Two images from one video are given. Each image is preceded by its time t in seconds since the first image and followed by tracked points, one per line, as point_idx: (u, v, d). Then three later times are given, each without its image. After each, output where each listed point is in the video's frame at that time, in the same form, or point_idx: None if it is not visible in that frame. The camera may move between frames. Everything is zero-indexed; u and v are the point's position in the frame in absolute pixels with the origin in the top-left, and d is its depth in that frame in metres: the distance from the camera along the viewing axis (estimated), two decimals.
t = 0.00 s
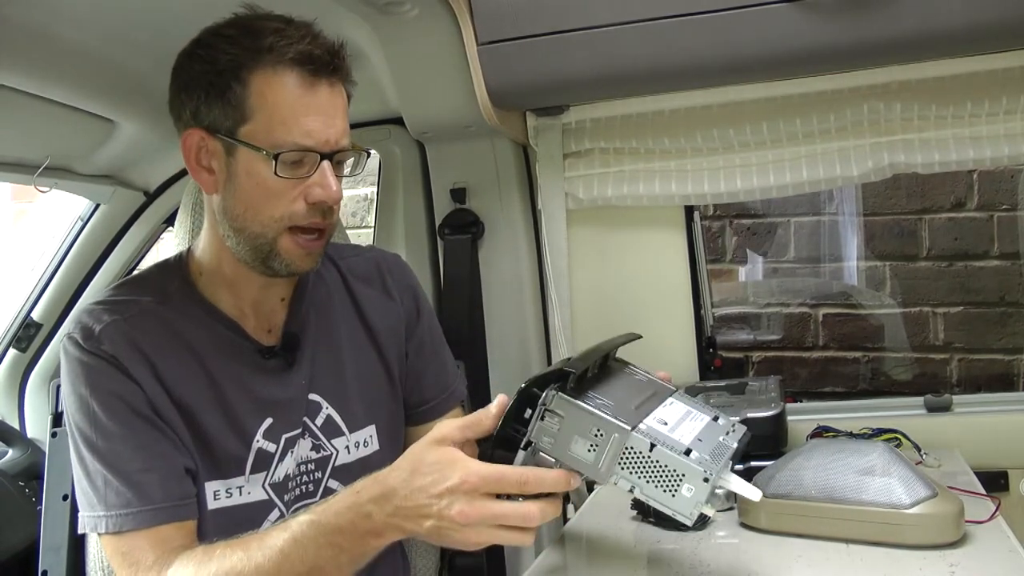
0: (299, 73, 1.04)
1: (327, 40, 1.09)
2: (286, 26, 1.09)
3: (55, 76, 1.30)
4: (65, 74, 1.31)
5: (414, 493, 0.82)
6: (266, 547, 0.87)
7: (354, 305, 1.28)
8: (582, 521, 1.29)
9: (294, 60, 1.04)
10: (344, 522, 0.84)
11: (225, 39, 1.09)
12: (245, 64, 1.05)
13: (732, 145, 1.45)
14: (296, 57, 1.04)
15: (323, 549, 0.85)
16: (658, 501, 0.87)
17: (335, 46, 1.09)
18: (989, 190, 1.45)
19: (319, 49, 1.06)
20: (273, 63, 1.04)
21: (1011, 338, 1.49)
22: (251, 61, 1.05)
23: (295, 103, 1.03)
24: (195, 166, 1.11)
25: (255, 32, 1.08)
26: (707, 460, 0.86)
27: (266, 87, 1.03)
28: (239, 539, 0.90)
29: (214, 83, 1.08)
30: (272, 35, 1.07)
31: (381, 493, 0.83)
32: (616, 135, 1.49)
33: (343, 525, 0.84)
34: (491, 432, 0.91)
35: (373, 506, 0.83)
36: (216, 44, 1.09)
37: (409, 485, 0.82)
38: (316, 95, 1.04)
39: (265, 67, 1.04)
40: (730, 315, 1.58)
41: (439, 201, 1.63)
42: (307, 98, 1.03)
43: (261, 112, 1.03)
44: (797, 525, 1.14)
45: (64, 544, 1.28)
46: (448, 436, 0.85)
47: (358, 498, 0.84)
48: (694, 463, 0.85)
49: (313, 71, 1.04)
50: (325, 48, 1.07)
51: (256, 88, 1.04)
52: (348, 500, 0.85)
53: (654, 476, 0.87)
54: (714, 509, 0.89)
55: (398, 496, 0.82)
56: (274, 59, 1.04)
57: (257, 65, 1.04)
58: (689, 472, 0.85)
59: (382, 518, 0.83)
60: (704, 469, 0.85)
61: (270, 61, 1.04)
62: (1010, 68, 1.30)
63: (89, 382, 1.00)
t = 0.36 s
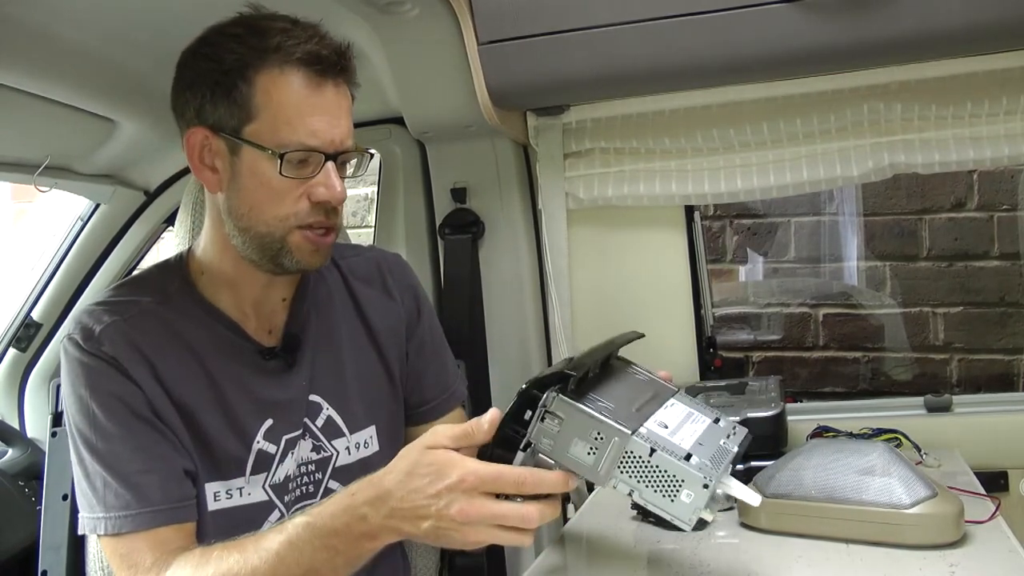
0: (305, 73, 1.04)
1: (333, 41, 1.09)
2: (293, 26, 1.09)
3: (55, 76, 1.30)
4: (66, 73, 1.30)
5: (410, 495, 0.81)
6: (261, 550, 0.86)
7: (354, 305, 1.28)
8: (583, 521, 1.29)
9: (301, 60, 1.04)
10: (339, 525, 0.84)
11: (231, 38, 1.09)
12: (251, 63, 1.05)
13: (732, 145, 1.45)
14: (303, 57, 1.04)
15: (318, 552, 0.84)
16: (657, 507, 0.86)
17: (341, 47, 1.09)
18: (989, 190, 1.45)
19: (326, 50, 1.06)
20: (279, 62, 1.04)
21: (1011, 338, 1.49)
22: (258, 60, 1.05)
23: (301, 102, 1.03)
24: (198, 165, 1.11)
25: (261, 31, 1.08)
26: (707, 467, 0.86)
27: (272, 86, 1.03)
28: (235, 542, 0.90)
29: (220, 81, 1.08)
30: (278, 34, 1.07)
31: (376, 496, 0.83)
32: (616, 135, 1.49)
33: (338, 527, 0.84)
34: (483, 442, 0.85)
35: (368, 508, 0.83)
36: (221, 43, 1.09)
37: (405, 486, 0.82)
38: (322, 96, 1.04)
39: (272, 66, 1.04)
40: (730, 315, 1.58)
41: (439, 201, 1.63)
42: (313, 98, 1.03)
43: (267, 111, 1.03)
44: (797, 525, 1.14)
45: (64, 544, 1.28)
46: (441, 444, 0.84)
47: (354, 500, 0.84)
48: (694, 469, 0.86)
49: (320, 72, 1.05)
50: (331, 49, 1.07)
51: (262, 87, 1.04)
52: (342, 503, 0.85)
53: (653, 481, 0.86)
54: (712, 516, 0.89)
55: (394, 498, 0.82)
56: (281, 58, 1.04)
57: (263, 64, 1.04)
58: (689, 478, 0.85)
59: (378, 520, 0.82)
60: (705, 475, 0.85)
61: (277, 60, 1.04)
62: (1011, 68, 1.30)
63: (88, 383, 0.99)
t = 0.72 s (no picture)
0: (311, 72, 1.04)
1: (339, 40, 1.09)
2: (298, 26, 1.09)
3: (55, 76, 1.30)
4: (66, 73, 1.30)
5: (409, 495, 0.82)
6: (258, 551, 0.86)
7: (355, 306, 1.27)
8: (583, 521, 1.29)
9: (307, 59, 1.04)
10: (335, 527, 0.83)
11: (237, 37, 1.09)
12: (257, 61, 1.05)
13: (732, 145, 1.45)
14: (308, 56, 1.04)
15: (315, 554, 0.84)
16: (655, 511, 0.88)
17: (346, 47, 1.09)
18: (989, 190, 1.45)
19: (332, 49, 1.06)
20: (285, 61, 1.04)
21: (1010, 338, 1.49)
22: (263, 58, 1.05)
23: (307, 100, 1.03)
24: (202, 163, 1.11)
25: (267, 31, 1.08)
26: (705, 475, 0.88)
27: (277, 84, 1.03)
28: (233, 543, 0.90)
29: (225, 79, 1.07)
30: (284, 34, 1.07)
31: (374, 498, 0.83)
32: (616, 135, 1.49)
33: (335, 529, 0.84)
34: (480, 445, 0.87)
35: (365, 510, 0.83)
36: (227, 42, 1.09)
37: (402, 488, 0.82)
38: (327, 94, 1.04)
39: (278, 65, 1.04)
40: (730, 315, 1.58)
41: (439, 200, 1.63)
42: (319, 97, 1.04)
43: (272, 109, 1.03)
44: (797, 525, 1.14)
45: (64, 544, 1.28)
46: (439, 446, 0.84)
47: (350, 502, 0.84)
48: (693, 477, 0.88)
49: (326, 71, 1.05)
50: (336, 48, 1.07)
51: (268, 85, 1.04)
52: (337, 505, 0.84)
53: (652, 487, 0.88)
54: (706, 521, 0.91)
55: (393, 499, 0.82)
56: (287, 57, 1.04)
57: (270, 63, 1.04)
58: (688, 485, 0.87)
59: (375, 522, 0.83)
60: (701, 483, 0.87)
61: (283, 59, 1.04)
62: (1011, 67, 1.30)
63: (88, 383, 0.99)
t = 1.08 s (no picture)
0: (294, 70, 1.04)
1: (325, 38, 1.09)
2: (286, 24, 1.09)
3: (54, 77, 1.30)
4: (65, 74, 1.31)
5: (409, 502, 0.82)
6: (258, 556, 0.86)
7: (355, 306, 1.28)
8: (583, 521, 1.29)
9: (289, 56, 1.04)
10: (335, 534, 0.84)
11: (225, 37, 1.09)
12: (241, 61, 1.05)
13: (731, 145, 1.45)
14: (290, 53, 1.04)
15: (316, 560, 0.84)
16: (652, 503, 0.90)
17: (333, 45, 1.09)
18: (988, 189, 1.45)
19: (315, 46, 1.06)
20: (268, 60, 1.04)
21: (1010, 337, 1.49)
22: (248, 57, 1.05)
23: (289, 99, 1.03)
24: (195, 164, 1.11)
25: (254, 30, 1.08)
26: (705, 470, 0.90)
27: (261, 82, 1.03)
28: (236, 545, 0.90)
29: (212, 80, 1.08)
30: (269, 32, 1.07)
31: (373, 506, 0.83)
32: (615, 135, 1.49)
33: (335, 536, 0.84)
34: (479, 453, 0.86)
35: (365, 518, 0.83)
36: (215, 42, 1.09)
37: (402, 495, 0.82)
38: (311, 93, 1.04)
39: (262, 63, 1.04)
40: (729, 315, 1.59)
41: (438, 201, 1.63)
42: (302, 95, 1.03)
43: (256, 108, 1.03)
44: (797, 524, 1.14)
45: (64, 545, 1.27)
46: (432, 450, 0.84)
47: (350, 510, 0.83)
48: (693, 471, 0.89)
49: (308, 68, 1.04)
50: (322, 45, 1.07)
51: (252, 84, 1.04)
52: (337, 513, 0.84)
53: (651, 479, 0.90)
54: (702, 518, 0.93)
55: (394, 507, 0.82)
56: (270, 55, 1.04)
57: (254, 62, 1.04)
58: (688, 479, 0.89)
59: (378, 529, 0.83)
60: (701, 479, 0.89)
61: (266, 57, 1.04)
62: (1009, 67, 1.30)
63: (90, 384, 1.00)
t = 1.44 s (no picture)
0: (290, 68, 1.04)
1: (320, 35, 1.09)
2: (283, 23, 1.09)
3: (54, 76, 1.30)
4: (65, 74, 1.31)
5: (408, 504, 0.81)
6: (257, 559, 0.86)
7: (356, 307, 1.27)
8: (583, 520, 1.29)
9: (284, 54, 1.04)
10: (335, 537, 0.83)
11: (221, 36, 1.09)
12: (237, 59, 1.05)
13: (731, 145, 1.44)
14: (285, 51, 1.04)
15: (315, 564, 0.84)
16: (654, 487, 0.89)
17: (329, 42, 1.09)
18: (988, 189, 1.45)
19: (310, 44, 1.06)
20: (264, 58, 1.04)
21: (1010, 337, 1.49)
22: (244, 56, 1.05)
23: (286, 98, 1.03)
24: (195, 164, 1.11)
25: (251, 29, 1.08)
26: (704, 451, 0.89)
27: (257, 81, 1.03)
28: (236, 545, 0.90)
29: (209, 79, 1.08)
30: (264, 31, 1.07)
31: (372, 509, 0.82)
32: (615, 135, 1.49)
33: (335, 540, 0.83)
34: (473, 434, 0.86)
35: (364, 522, 0.82)
36: (212, 42, 1.09)
37: (401, 496, 0.81)
38: (308, 91, 1.04)
39: (257, 62, 1.04)
40: (729, 315, 1.59)
41: (438, 201, 1.63)
42: (298, 93, 1.03)
43: (253, 107, 1.03)
44: (797, 525, 1.14)
45: (64, 545, 1.27)
46: (435, 444, 0.83)
47: (349, 515, 0.83)
48: (691, 453, 0.88)
49: (303, 66, 1.04)
50: (317, 44, 1.07)
51: (248, 83, 1.04)
52: (336, 518, 0.83)
53: (652, 463, 0.89)
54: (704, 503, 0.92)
55: (393, 510, 0.81)
56: (265, 54, 1.04)
57: (249, 61, 1.04)
58: (687, 461, 0.88)
59: (377, 532, 0.82)
60: (702, 461, 0.87)
61: (262, 56, 1.04)
62: (1009, 67, 1.30)
63: (91, 384, 1.00)
